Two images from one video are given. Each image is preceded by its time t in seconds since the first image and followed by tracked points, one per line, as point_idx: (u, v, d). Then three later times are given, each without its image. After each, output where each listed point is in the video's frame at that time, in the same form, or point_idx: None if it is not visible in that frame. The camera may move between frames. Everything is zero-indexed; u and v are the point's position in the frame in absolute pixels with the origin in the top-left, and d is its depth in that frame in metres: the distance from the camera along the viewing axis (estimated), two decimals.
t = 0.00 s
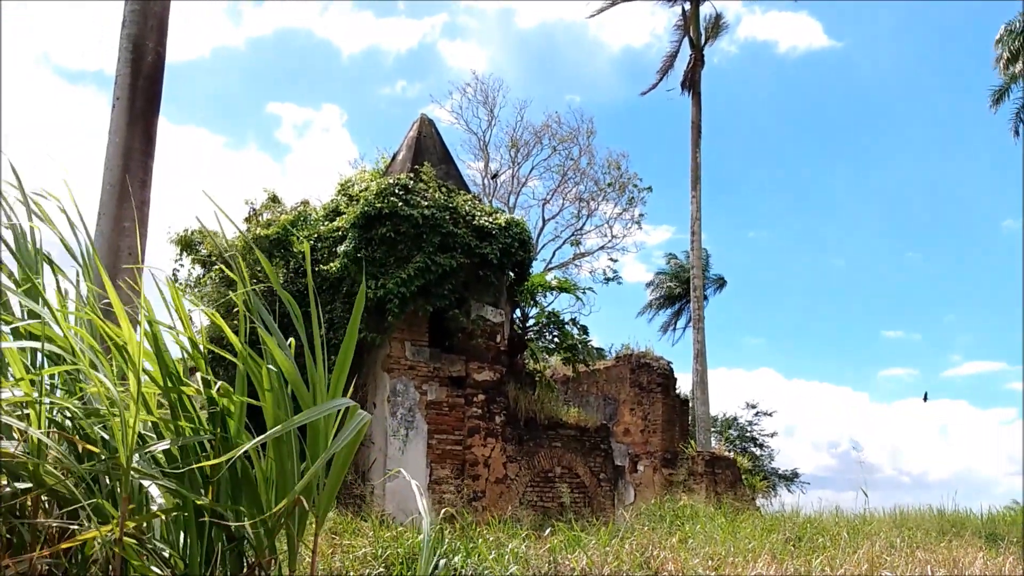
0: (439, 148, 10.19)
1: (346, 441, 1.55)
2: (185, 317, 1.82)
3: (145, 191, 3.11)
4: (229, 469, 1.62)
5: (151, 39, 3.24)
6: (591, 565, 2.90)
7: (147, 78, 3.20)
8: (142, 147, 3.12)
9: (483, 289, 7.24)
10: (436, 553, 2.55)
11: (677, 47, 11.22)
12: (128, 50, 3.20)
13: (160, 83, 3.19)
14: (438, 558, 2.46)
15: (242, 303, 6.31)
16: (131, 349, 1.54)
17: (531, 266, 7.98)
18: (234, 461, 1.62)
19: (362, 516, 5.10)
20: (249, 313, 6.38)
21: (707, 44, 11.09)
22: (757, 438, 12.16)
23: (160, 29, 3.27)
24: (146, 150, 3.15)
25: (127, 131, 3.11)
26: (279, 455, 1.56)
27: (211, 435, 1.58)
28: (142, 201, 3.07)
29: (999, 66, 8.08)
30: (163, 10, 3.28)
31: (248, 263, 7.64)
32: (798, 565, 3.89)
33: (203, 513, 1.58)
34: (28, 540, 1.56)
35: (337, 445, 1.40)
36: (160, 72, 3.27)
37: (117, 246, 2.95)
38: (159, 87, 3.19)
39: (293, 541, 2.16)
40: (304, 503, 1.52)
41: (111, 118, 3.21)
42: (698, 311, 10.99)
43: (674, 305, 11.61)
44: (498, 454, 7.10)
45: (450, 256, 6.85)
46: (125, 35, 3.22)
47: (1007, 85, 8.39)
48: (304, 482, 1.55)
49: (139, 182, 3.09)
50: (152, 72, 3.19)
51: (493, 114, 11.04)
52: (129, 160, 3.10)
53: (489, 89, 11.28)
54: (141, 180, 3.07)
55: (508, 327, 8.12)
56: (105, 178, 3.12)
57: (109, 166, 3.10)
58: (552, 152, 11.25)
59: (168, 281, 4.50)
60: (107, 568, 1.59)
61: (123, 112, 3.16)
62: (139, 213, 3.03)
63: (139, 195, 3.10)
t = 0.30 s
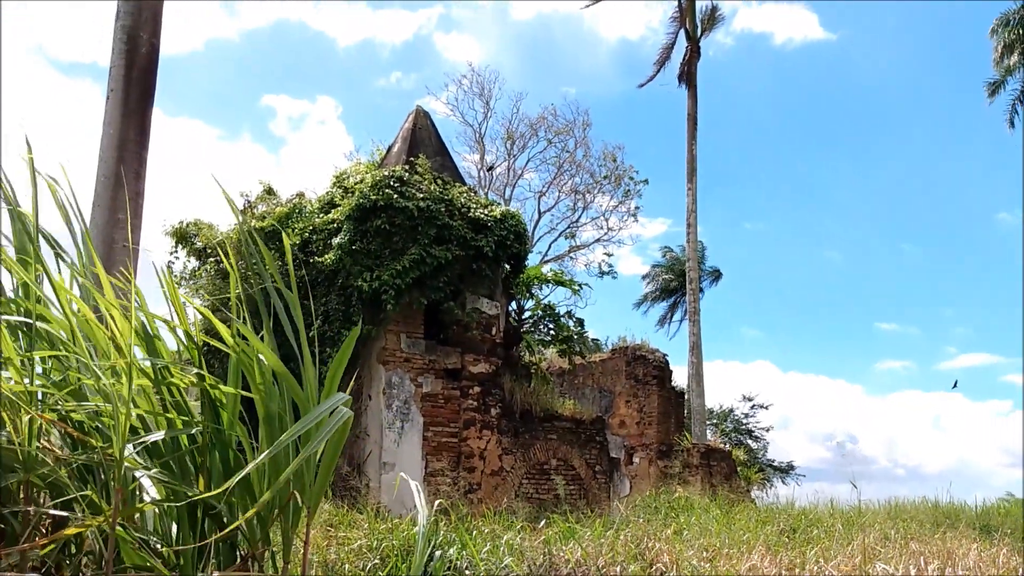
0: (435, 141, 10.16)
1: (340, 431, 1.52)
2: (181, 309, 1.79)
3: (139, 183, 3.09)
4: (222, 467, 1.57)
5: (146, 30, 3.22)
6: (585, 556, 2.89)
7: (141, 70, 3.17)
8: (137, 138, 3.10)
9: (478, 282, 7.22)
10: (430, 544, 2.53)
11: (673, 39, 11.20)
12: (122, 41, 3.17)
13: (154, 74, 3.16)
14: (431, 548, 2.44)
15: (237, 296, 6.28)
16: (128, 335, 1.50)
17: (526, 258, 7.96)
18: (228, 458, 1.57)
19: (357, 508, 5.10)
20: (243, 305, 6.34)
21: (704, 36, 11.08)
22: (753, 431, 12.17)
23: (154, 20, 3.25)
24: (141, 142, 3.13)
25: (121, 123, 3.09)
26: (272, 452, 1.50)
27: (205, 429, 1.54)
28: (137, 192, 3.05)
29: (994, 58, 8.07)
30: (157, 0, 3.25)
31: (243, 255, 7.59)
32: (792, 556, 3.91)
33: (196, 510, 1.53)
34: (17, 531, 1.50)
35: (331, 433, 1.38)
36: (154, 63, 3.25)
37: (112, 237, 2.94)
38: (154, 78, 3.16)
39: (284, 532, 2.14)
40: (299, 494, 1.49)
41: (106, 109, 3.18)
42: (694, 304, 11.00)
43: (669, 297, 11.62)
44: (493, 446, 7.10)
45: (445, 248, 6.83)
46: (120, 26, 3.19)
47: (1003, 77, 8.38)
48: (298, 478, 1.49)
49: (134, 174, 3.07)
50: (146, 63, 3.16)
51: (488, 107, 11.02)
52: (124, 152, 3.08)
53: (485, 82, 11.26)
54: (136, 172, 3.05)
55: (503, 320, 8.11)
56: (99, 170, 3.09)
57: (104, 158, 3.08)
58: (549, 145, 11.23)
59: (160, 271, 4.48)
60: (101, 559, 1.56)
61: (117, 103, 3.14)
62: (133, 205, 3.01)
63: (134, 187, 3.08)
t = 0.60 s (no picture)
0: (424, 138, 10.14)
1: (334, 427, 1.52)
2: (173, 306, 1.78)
3: (127, 178, 3.07)
4: (212, 461, 1.55)
5: (134, 26, 3.20)
6: (573, 553, 2.87)
7: (128, 66, 3.14)
8: (124, 134, 3.08)
9: (468, 279, 7.21)
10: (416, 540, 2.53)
11: (662, 38, 11.22)
12: (110, 37, 3.15)
13: (142, 70, 3.14)
14: (418, 544, 2.44)
15: (226, 292, 6.26)
16: (123, 330, 1.48)
17: (516, 256, 7.95)
18: (219, 453, 1.55)
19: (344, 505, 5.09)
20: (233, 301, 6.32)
21: (693, 35, 11.11)
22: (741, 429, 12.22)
23: (142, 17, 3.23)
24: (128, 137, 3.10)
25: (109, 119, 3.06)
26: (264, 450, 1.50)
27: (196, 426, 1.53)
28: (124, 188, 3.02)
29: (981, 58, 8.13)
30: None
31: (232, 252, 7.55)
32: (780, 553, 3.92)
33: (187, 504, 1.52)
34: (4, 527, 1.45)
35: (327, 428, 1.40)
36: (142, 59, 3.23)
37: (99, 233, 2.92)
38: (142, 74, 3.14)
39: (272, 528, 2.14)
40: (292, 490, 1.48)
41: (93, 105, 3.15)
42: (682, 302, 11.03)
43: (658, 294, 11.65)
44: (481, 444, 7.09)
45: (434, 245, 6.82)
46: (107, 21, 3.17)
47: (989, 77, 8.45)
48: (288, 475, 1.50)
49: (121, 169, 3.05)
50: (134, 59, 3.14)
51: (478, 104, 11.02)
52: (111, 147, 3.05)
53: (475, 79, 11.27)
54: (123, 167, 3.03)
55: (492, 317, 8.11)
56: (86, 165, 3.07)
57: (91, 154, 3.05)
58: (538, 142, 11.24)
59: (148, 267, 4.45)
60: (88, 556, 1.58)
61: (106, 99, 3.11)
62: (120, 201, 2.98)
63: (121, 183, 3.05)
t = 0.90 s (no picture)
0: (418, 133, 10.11)
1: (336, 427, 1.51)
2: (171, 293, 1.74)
3: (119, 173, 3.05)
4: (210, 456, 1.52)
5: (126, 20, 3.16)
6: (568, 548, 2.86)
7: (120, 60, 3.11)
8: (116, 128, 3.05)
9: (461, 274, 7.20)
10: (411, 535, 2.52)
11: (656, 33, 11.22)
12: (102, 32, 3.12)
13: (134, 64, 3.11)
14: (412, 540, 2.43)
15: (218, 287, 6.24)
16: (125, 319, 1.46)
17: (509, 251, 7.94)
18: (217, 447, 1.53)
19: (337, 499, 5.07)
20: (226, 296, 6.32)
21: (686, 30, 11.11)
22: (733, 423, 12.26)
23: (134, 11, 3.19)
24: (120, 132, 3.07)
25: (101, 113, 3.03)
26: (263, 445, 1.49)
27: (196, 419, 1.50)
28: (116, 183, 3.00)
29: (973, 54, 8.15)
30: None
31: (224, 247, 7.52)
32: (773, 548, 3.93)
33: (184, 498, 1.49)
34: (1, 522, 1.40)
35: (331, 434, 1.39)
36: (134, 52, 3.19)
37: (91, 228, 2.89)
38: (134, 68, 3.11)
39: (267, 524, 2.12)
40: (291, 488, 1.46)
41: (85, 100, 3.12)
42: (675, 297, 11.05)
43: (651, 289, 11.67)
44: (475, 438, 7.09)
45: (427, 240, 6.80)
46: (99, 15, 3.14)
47: (981, 74, 8.49)
48: (287, 469, 1.50)
49: (112, 164, 3.02)
50: (126, 54, 3.10)
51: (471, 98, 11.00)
52: (103, 142, 3.03)
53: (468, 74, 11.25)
54: (115, 162, 3.01)
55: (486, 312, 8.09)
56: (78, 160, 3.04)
57: (82, 149, 3.03)
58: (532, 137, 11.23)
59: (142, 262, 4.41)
60: (82, 554, 1.58)
61: (98, 93, 3.08)
62: (113, 196, 2.96)
63: (113, 178, 3.03)
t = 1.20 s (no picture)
0: (416, 129, 10.09)
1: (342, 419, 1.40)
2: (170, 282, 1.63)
3: (118, 170, 3.02)
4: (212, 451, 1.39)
5: (124, 16, 3.12)
6: (569, 544, 2.84)
7: (119, 55, 3.08)
8: (116, 125, 3.02)
9: (459, 270, 7.19)
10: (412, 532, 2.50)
11: (653, 29, 11.22)
12: (101, 27, 3.08)
13: (134, 60, 3.07)
14: (416, 540, 2.43)
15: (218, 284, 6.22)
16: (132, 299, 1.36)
17: (507, 246, 7.93)
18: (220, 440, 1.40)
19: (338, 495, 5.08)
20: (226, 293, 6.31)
21: (684, 26, 11.11)
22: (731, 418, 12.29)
23: (132, 7, 3.15)
24: (119, 128, 3.04)
25: (99, 109, 3.00)
26: (270, 435, 1.37)
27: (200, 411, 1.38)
28: (115, 179, 2.98)
29: (971, 50, 8.17)
30: None
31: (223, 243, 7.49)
32: (772, 543, 3.94)
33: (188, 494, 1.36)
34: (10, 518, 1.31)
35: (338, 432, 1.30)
36: (132, 49, 3.15)
37: (91, 225, 2.88)
38: (133, 64, 3.07)
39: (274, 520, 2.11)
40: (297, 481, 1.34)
41: (84, 96, 3.09)
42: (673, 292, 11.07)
43: (649, 285, 11.69)
44: (474, 434, 7.08)
45: (426, 236, 6.79)
46: (98, 10, 3.10)
47: (979, 69, 8.51)
48: (293, 461, 1.38)
49: (112, 161, 3.00)
50: (125, 50, 3.06)
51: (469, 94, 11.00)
52: (103, 138, 3.01)
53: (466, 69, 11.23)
54: (114, 160, 2.99)
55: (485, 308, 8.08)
56: (78, 157, 3.02)
57: (81, 145, 3.00)
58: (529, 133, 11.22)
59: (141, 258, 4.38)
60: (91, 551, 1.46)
61: (96, 89, 3.05)
62: (114, 192, 2.94)
63: (112, 175, 3.00)
